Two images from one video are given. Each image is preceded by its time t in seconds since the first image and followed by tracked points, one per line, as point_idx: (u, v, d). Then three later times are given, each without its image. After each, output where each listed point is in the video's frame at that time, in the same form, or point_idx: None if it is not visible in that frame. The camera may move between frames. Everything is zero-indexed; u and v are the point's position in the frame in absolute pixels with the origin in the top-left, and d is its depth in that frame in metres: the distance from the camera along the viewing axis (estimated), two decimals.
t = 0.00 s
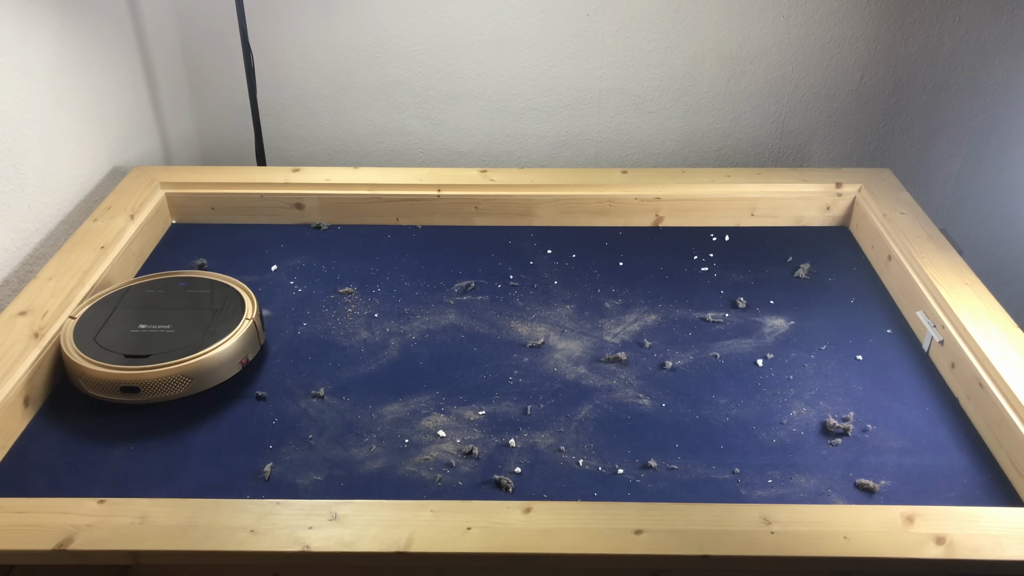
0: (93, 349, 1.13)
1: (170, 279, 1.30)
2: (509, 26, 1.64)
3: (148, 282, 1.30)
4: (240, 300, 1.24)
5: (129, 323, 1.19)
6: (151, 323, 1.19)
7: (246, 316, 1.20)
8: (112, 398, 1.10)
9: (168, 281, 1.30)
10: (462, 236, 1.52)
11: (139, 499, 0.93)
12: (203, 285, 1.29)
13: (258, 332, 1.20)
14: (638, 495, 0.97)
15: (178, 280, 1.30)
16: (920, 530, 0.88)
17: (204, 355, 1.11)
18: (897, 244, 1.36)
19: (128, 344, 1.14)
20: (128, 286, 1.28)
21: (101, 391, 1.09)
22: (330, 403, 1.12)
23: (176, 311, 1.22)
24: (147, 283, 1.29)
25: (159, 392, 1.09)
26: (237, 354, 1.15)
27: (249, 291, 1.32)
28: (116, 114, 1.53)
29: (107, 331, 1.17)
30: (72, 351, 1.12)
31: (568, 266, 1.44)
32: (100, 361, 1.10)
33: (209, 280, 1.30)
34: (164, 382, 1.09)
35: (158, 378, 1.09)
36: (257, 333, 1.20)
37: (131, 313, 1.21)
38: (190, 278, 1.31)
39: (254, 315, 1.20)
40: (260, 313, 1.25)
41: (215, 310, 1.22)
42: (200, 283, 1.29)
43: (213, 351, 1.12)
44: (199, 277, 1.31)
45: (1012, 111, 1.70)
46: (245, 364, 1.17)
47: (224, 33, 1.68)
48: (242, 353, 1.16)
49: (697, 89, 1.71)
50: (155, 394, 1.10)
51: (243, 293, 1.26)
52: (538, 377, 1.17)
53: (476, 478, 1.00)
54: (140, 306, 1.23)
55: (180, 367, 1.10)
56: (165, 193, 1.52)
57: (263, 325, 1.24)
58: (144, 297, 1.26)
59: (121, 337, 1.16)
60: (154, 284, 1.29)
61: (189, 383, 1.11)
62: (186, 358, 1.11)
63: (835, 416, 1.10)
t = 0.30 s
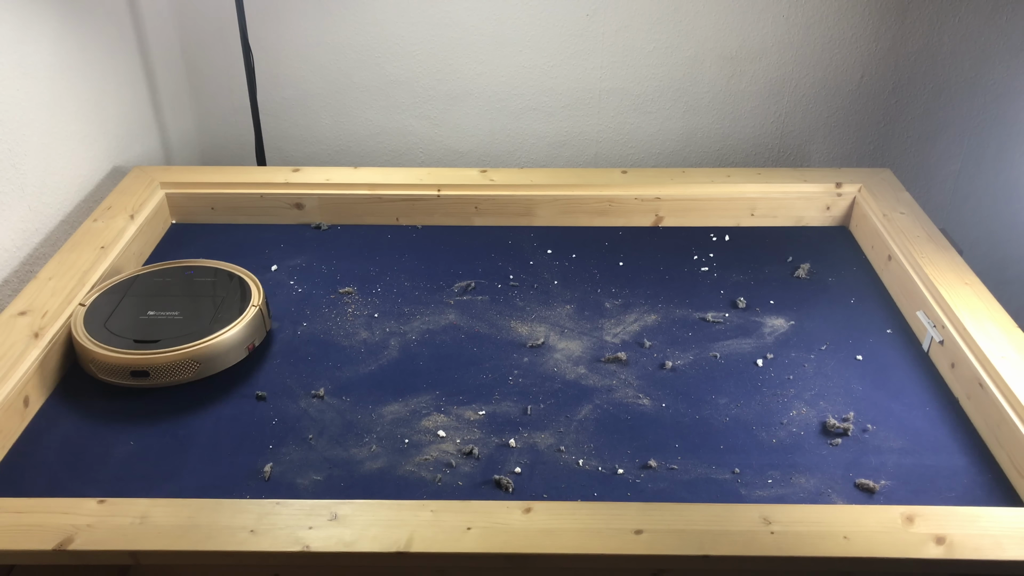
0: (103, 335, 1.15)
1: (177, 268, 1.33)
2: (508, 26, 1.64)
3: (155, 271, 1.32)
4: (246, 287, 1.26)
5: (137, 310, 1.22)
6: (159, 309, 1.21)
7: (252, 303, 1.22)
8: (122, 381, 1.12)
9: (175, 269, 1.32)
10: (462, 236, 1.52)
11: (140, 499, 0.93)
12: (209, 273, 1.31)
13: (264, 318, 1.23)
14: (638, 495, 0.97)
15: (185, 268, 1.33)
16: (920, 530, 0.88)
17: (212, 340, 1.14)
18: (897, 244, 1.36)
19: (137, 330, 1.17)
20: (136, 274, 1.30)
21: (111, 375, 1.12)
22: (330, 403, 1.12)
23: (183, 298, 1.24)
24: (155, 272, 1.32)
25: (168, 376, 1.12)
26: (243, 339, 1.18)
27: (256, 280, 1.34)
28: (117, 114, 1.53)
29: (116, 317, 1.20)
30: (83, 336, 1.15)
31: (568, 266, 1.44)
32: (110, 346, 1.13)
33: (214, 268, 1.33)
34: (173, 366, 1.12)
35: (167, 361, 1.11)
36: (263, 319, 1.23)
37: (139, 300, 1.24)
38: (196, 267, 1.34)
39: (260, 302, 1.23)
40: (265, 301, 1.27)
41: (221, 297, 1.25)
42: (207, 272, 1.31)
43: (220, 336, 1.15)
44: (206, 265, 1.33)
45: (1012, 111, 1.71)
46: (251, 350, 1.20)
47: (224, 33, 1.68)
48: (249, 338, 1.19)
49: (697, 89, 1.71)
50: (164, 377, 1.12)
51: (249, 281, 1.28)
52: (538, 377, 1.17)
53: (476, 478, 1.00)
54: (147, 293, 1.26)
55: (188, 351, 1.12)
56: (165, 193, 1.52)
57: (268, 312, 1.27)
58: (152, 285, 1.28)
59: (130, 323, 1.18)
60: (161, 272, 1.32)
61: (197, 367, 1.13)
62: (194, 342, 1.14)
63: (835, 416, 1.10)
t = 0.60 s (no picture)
0: (113, 322, 1.18)
1: (185, 257, 1.36)
2: (508, 26, 1.64)
3: (163, 260, 1.35)
4: (252, 276, 1.30)
5: (146, 297, 1.25)
6: (168, 297, 1.25)
7: (259, 291, 1.26)
8: (132, 366, 1.15)
9: (182, 259, 1.35)
10: (462, 236, 1.52)
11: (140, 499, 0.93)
12: (216, 262, 1.34)
13: (270, 306, 1.26)
14: (638, 495, 0.97)
15: (192, 258, 1.36)
16: (920, 530, 0.88)
17: (220, 326, 1.17)
18: (898, 244, 1.36)
19: (147, 316, 1.20)
20: (144, 263, 1.33)
21: (122, 361, 1.15)
22: (330, 403, 1.12)
23: (191, 286, 1.28)
24: (163, 261, 1.35)
25: (177, 361, 1.15)
26: (250, 326, 1.21)
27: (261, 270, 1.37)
28: (117, 114, 1.54)
29: (126, 305, 1.23)
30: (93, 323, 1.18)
31: (568, 266, 1.44)
32: (121, 332, 1.16)
33: (220, 258, 1.36)
34: (182, 351, 1.15)
35: (177, 346, 1.14)
36: (269, 307, 1.26)
37: (148, 288, 1.27)
38: (203, 256, 1.37)
39: (266, 290, 1.26)
40: (271, 289, 1.30)
41: (228, 285, 1.28)
42: (213, 261, 1.35)
43: (228, 323, 1.18)
44: (212, 255, 1.36)
45: (1012, 111, 1.71)
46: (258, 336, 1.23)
47: (224, 33, 1.68)
48: (255, 325, 1.22)
49: (697, 89, 1.71)
50: (173, 362, 1.15)
51: (254, 270, 1.31)
52: (538, 377, 1.17)
53: (476, 478, 1.00)
54: (156, 281, 1.29)
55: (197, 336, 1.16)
56: (165, 193, 1.52)
57: (274, 301, 1.30)
58: (160, 273, 1.31)
59: (139, 310, 1.22)
60: (169, 261, 1.35)
61: (206, 352, 1.16)
62: (203, 329, 1.17)
63: (835, 416, 1.10)
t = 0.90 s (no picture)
0: (123, 309, 1.21)
1: (191, 246, 1.38)
2: (508, 26, 1.64)
3: (170, 249, 1.38)
4: (257, 264, 1.32)
5: (154, 285, 1.27)
6: (175, 285, 1.27)
7: (264, 279, 1.28)
8: (140, 352, 1.18)
9: (189, 248, 1.38)
10: (462, 236, 1.52)
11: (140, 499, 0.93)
12: (222, 251, 1.37)
13: (275, 294, 1.29)
14: (638, 495, 0.97)
15: (199, 246, 1.38)
16: (920, 530, 0.88)
17: (226, 313, 1.20)
18: (897, 245, 1.36)
19: (154, 304, 1.23)
20: (152, 253, 1.36)
21: (132, 346, 1.18)
22: (330, 403, 1.12)
23: (198, 274, 1.30)
24: (170, 250, 1.37)
25: (185, 347, 1.18)
26: (256, 313, 1.24)
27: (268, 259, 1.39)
28: (117, 114, 1.54)
29: (135, 292, 1.25)
30: (103, 310, 1.21)
31: (568, 266, 1.44)
32: (130, 319, 1.19)
33: (226, 246, 1.38)
34: (190, 337, 1.18)
35: (184, 333, 1.17)
36: (274, 295, 1.29)
37: (156, 276, 1.30)
38: (209, 245, 1.39)
39: (271, 278, 1.29)
40: (276, 278, 1.33)
41: (234, 273, 1.30)
42: (220, 250, 1.37)
43: (234, 310, 1.21)
44: (218, 244, 1.39)
45: (1012, 112, 1.71)
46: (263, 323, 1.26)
47: (224, 33, 1.68)
48: (261, 313, 1.25)
49: (697, 89, 1.71)
50: (180, 348, 1.18)
51: (260, 259, 1.34)
52: (538, 377, 1.17)
53: (476, 478, 1.00)
54: (163, 269, 1.32)
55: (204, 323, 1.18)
56: (165, 193, 1.52)
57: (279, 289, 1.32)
58: (168, 262, 1.34)
59: (148, 297, 1.24)
60: (176, 251, 1.37)
61: (212, 339, 1.19)
62: (210, 315, 1.20)
63: (835, 416, 1.10)
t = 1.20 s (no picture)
0: (131, 295, 1.23)
1: (198, 235, 1.41)
2: (508, 26, 1.64)
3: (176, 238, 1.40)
4: (262, 253, 1.34)
5: (161, 272, 1.30)
6: (182, 272, 1.30)
7: (270, 267, 1.31)
8: (149, 338, 1.21)
9: (195, 237, 1.40)
10: (462, 236, 1.52)
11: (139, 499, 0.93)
12: (228, 240, 1.39)
13: (280, 282, 1.31)
14: (638, 495, 0.97)
15: (204, 235, 1.40)
16: (920, 530, 0.88)
17: (233, 301, 1.22)
18: (897, 245, 1.36)
19: (162, 291, 1.25)
20: (159, 241, 1.38)
21: (140, 332, 1.20)
22: (330, 403, 1.12)
23: (204, 262, 1.33)
24: (176, 238, 1.39)
25: (193, 333, 1.21)
26: (262, 300, 1.26)
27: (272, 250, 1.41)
28: (117, 115, 1.54)
29: (143, 279, 1.28)
30: (112, 297, 1.23)
31: (568, 266, 1.44)
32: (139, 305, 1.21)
33: (231, 236, 1.40)
34: (198, 324, 1.20)
35: (192, 319, 1.20)
36: (279, 283, 1.31)
37: (163, 263, 1.32)
38: (214, 234, 1.41)
39: (276, 266, 1.31)
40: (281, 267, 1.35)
41: (240, 260, 1.33)
42: (225, 239, 1.39)
43: (241, 297, 1.23)
44: (223, 233, 1.41)
45: (1012, 112, 1.71)
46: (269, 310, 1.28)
47: (224, 33, 1.68)
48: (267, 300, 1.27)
49: (697, 89, 1.71)
50: (188, 334, 1.21)
51: (265, 247, 1.36)
52: (538, 377, 1.17)
53: (476, 478, 1.00)
54: (170, 257, 1.34)
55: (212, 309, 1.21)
56: (165, 193, 1.52)
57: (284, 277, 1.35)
58: (174, 250, 1.36)
59: (156, 284, 1.27)
60: (182, 239, 1.39)
61: (220, 325, 1.22)
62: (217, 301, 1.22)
63: (835, 416, 1.10)
